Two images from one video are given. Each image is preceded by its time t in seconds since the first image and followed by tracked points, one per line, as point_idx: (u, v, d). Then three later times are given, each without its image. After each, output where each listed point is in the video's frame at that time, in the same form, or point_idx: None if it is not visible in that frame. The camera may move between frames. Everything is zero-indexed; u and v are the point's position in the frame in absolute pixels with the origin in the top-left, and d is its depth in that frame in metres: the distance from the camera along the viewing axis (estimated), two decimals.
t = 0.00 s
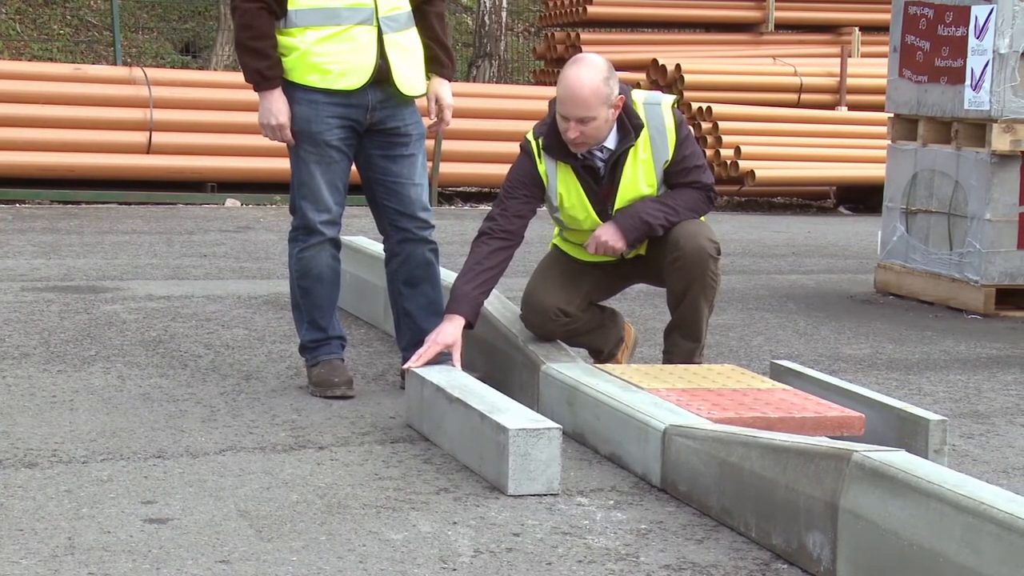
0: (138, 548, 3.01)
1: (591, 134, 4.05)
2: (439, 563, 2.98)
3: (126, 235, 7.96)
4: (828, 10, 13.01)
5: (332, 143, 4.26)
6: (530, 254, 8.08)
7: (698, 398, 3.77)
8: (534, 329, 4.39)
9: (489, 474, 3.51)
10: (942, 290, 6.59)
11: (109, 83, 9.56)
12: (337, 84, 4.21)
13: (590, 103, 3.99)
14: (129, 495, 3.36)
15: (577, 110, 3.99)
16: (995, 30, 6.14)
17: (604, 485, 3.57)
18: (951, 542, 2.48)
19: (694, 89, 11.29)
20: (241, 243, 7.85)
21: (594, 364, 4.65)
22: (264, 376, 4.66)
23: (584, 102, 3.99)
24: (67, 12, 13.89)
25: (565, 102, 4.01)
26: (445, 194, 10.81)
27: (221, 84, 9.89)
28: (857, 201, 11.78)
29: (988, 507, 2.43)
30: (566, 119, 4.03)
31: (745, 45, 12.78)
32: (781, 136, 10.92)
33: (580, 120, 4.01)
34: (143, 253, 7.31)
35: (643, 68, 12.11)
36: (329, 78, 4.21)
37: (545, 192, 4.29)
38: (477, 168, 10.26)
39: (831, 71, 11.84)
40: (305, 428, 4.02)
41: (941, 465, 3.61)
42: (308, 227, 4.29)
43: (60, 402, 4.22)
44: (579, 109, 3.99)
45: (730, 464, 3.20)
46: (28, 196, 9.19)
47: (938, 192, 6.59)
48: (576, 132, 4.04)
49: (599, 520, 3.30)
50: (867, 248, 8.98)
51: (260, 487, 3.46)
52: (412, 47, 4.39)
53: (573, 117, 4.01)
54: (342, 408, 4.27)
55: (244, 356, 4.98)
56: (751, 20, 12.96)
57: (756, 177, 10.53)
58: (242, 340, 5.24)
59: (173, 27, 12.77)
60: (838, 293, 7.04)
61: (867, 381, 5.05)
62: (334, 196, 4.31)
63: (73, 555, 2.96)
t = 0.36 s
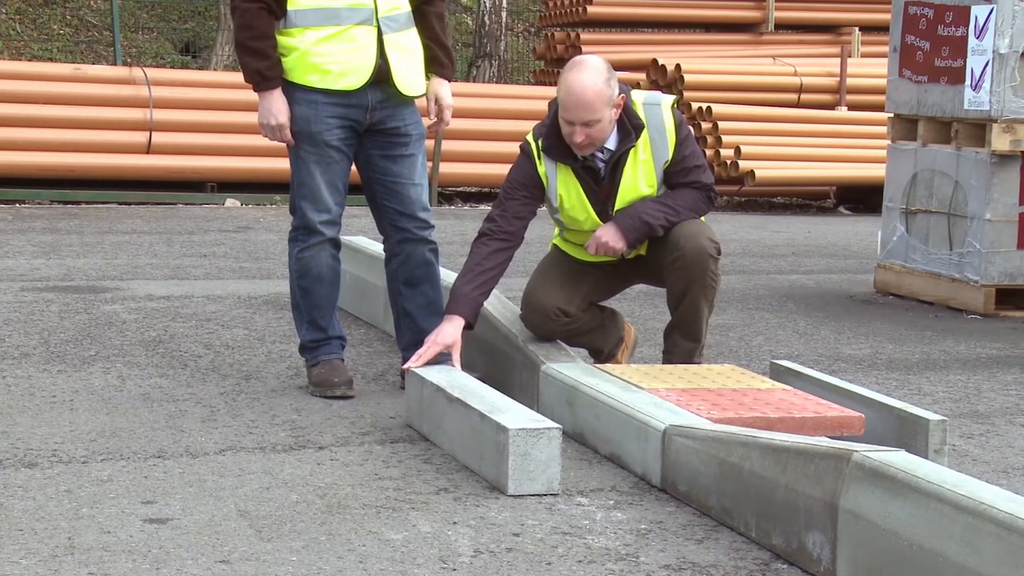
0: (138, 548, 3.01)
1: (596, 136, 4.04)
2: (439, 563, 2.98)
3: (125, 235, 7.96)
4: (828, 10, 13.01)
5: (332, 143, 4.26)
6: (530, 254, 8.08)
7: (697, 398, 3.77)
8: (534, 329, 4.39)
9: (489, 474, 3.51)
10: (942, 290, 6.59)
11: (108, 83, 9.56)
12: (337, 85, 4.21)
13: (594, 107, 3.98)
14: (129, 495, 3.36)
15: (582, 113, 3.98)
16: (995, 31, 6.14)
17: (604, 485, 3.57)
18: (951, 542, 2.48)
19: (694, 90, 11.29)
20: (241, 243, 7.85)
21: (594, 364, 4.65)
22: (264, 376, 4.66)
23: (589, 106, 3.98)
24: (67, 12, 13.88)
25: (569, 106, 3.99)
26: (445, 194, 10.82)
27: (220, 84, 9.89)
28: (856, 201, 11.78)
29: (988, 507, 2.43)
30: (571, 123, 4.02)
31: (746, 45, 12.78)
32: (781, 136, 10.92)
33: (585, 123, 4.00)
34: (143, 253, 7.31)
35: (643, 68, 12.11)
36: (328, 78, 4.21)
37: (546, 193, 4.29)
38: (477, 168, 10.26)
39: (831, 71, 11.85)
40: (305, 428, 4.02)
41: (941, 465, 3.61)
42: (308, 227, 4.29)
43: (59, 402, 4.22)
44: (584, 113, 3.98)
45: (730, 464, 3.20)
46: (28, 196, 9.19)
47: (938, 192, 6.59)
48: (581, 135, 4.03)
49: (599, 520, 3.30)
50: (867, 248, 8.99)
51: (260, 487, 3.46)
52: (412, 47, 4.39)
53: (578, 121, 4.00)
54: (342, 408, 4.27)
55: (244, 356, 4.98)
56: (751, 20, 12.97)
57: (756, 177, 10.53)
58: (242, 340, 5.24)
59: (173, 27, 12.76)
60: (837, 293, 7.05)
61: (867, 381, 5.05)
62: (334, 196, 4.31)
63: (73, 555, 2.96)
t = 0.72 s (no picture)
0: (138, 548, 3.01)
1: (608, 124, 4.07)
2: (439, 563, 2.98)
3: (125, 235, 7.96)
4: (828, 10, 13.02)
5: (332, 143, 4.26)
6: (530, 254, 8.08)
7: (698, 398, 3.77)
8: (534, 329, 4.40)
9: (489, 475, 3.51)
10: (941, 290, 6.60)
11: (108, 83, 9.56)
12: (337, 85, 4.21)
13: (607, 96, 4.01)
14: (129, 495, 3.36)
15: (595, 103, 4.01)
16: (995, 31, 6.15)
17: (604, 485, 3.57)
18: (951, 542, 2.48)
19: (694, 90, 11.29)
20: (241, 243, 7.85)
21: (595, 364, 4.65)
22: (264, 376, 4.66)
23: (601, 96, 4.00)
24: (67, 12, 13.89)
25: (581, 95, 4.02)
26: (444, 194, 10.82)
27: (220, 84, 9.89)
28: (856, 201, 11.79)
29: (987, 507, 2.43)
30: (583, 112, 4.05)
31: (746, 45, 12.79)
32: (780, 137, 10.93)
33: (597, 112, 4.03)
34: (143, 253, 7.31)
35: (643, 69, 12.11)
36: (329, 78, 4.21)
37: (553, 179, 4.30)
38: (476, 169, 10.27)
39: (831, 71, 11.85)
40: (305, 428, 4.01)
41: (941, 464, 3.61)
42: (308, 227, 4.29)
43: (59, 402, 4.22)
44: (595, 102, 4.01)
45: (730, 464, 3.20)
46: (28, 196, 9.20)
47: (937, 192, 6.59)
48: (594, 124, 4.06)
49: (598, 520, 3.30)
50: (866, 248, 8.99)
51: (260, 487, 3.46)
52: (412, 47, 4.40)
53: (590, 111, 4.03)
54: (342, 408, 4.27)
55: (244, 356, 4.99)
56: (751, 20, 12.97)
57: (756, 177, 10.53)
58: (242, 340, 5.24)
59: (173, 27, 12.76)
60: (837, 293, 7.05)
61: (866, 381, 5.05)
62: (334, 196, 4.31)
63: (73, 554, 2.96)
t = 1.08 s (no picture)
0: (138, 548, 3.01)
1: (617, 107, 4.08)
2: (439, 563, 2.98)
3: (125, 235, 7.96)
4: (828, 10, 13.02)
5: (332, 144, 4.26)
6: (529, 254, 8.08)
7: (697, 398, 3.77)
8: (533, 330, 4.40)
9: (489, 475, 3.51)
10: (941, 290, 6.60)
11: (107, 83, 9.56)
12: (337, 84, 4.21)
13: (615, 78, 4.02)
14: (129, 495, 3.36)
15: (601, 83, 4.03)
16: (995, 31, 6.15)
17: (604, 485, 3.57)
18: (951, 542, 2.48)
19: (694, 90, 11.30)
20: (241, 243, 7.85)
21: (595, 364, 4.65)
22: (264, 376, 4.67)
23: (609, 77, 4.02)
24: (67, 11, 13.88)
25: (591, 77, 4.05)
26: (444, 194, 10.82)
27: (220, 84, 9.89)
28: (856, 201, 11.79)
29: (987, 507, 2.43)
30: (592, 93, 4.07)
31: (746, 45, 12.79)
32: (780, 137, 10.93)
33: (605, 94, 4.04)
34: (142, 253, 7.31)
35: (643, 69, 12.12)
36: (328, 78, 4.21)
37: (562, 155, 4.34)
38: (476, 169, 10.27)
39: (831, 71, 11.85)
40: (304, 429, 4.01)
41: (941, 464, 3.61)
42: (308, 227, 4.29)
43: (59, 402, 4.22)
44: (604, 84, 4.03)
45: (730, 464, 3.20)
46: (28, 196, 9.20)
47: (937, 192, 6.59)
48: (602, 106, 4.08)
49: (598, 520, 3.30)
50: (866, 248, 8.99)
51: (260, 487, 3.46)
52: (412, 48, 4.40)
53: (597, 91, 4.05)
54: (342, 408, 4.27)
55: (244, 356, 4.98)
56: (751, 20, 12.97)
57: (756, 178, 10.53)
58: (242, 341, 5.24)
59: (172, 28, 12.75)
60: (837, 293, 7.05)
61: (866, 381, 5.06)
62: (334, 197, 4.31)
63: (73, 555, 2.96)
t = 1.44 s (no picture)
0: (138, 548, 3.01)
1: (631, 109, 4.08)
2: (439, 563, 2.98)
3: (125, 235, 7.96)
4: (828, 10, 13.01)
5: (332, 144, 4.26)
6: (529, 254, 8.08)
7: (697, 398, 3.77)
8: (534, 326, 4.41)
9: (489, 475, 3.51)
10: (940, 290, 6.60)
11: (107, 83, 9.56)
12: (338, 85, 4.21)
13: (630, 80, 4.02)
14: (129, 495, 3.36)
15: (617, 85, 4.03)
16: (995, 31, 6.15)
17: (604, 485, 3.57)
18: (951, 542, 2.48)
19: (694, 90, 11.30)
20: (241, 243, 7.85)
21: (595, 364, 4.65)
22: (264, 376, 4.67)
23: (624, 79, 4.02)
24: (66, 11, 13.87)
25: (606, 78, 4.05)
26: (444, 194, 10.83)
27: (219, 84, 9.89)
28: (856, 201, 11.79)
29: (988, 507, 2.43)
30: (606, 94, 4.07)
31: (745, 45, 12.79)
32: (780, 138, 10.93)
33: (619, 95, 4.05)
34: (142, 253, 7.31)
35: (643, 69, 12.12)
36: (329, 78, 4.21)
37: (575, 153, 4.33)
38: (476, 169, 10.28)
39: (831, 71, 11.85)
40: (305, 429, 4.01)
41: (941, 465, 3.61)
42: (308, 227, 4.29)
43: (59, 402, 4.22)
44: (618, 85, 4.03)
45: (730, 464, 3.20)
46: (28, 196, 9.20)
47: (937, 192, 6.59)
48: (616, 107, 4.08)
49: (598, 520, 3.30)
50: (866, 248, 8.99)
51: (260, 487, 3.46)
52: (412, 48, 4.39)
53: (613, 93, 4.05)
54: (342, 408, 4.27)
55: (243, 355, 4.99)
56: (751, 20, 12.97)
57: (756, 178, 10.53)
58: (241, 341, 5.24)
59: (172, 28, 12.76)
60: (837, 293, 7.06)
61: (866, 381, 5.06)
62: (334, 196, 4.31)
63: (73, 555, 2.96)
